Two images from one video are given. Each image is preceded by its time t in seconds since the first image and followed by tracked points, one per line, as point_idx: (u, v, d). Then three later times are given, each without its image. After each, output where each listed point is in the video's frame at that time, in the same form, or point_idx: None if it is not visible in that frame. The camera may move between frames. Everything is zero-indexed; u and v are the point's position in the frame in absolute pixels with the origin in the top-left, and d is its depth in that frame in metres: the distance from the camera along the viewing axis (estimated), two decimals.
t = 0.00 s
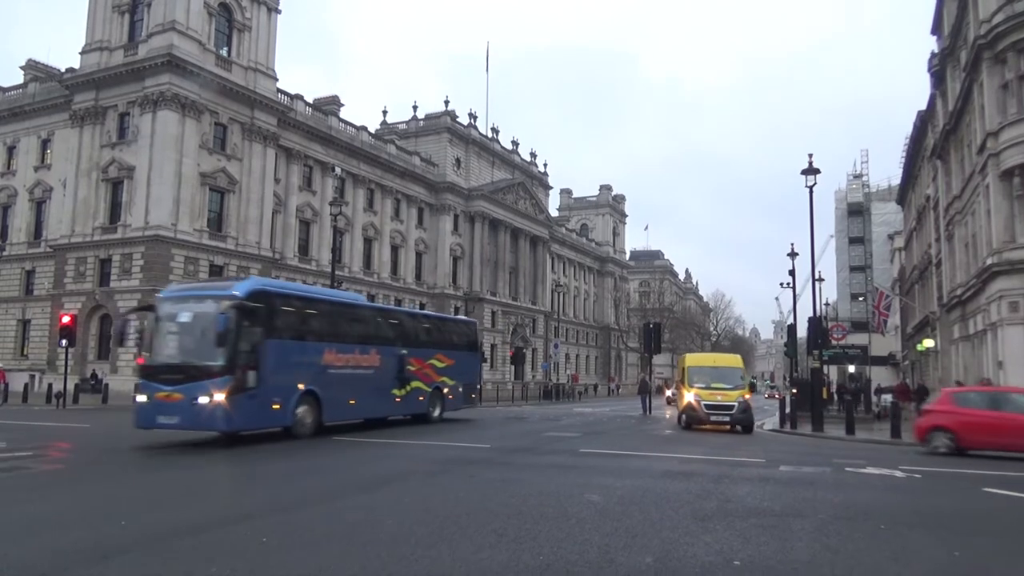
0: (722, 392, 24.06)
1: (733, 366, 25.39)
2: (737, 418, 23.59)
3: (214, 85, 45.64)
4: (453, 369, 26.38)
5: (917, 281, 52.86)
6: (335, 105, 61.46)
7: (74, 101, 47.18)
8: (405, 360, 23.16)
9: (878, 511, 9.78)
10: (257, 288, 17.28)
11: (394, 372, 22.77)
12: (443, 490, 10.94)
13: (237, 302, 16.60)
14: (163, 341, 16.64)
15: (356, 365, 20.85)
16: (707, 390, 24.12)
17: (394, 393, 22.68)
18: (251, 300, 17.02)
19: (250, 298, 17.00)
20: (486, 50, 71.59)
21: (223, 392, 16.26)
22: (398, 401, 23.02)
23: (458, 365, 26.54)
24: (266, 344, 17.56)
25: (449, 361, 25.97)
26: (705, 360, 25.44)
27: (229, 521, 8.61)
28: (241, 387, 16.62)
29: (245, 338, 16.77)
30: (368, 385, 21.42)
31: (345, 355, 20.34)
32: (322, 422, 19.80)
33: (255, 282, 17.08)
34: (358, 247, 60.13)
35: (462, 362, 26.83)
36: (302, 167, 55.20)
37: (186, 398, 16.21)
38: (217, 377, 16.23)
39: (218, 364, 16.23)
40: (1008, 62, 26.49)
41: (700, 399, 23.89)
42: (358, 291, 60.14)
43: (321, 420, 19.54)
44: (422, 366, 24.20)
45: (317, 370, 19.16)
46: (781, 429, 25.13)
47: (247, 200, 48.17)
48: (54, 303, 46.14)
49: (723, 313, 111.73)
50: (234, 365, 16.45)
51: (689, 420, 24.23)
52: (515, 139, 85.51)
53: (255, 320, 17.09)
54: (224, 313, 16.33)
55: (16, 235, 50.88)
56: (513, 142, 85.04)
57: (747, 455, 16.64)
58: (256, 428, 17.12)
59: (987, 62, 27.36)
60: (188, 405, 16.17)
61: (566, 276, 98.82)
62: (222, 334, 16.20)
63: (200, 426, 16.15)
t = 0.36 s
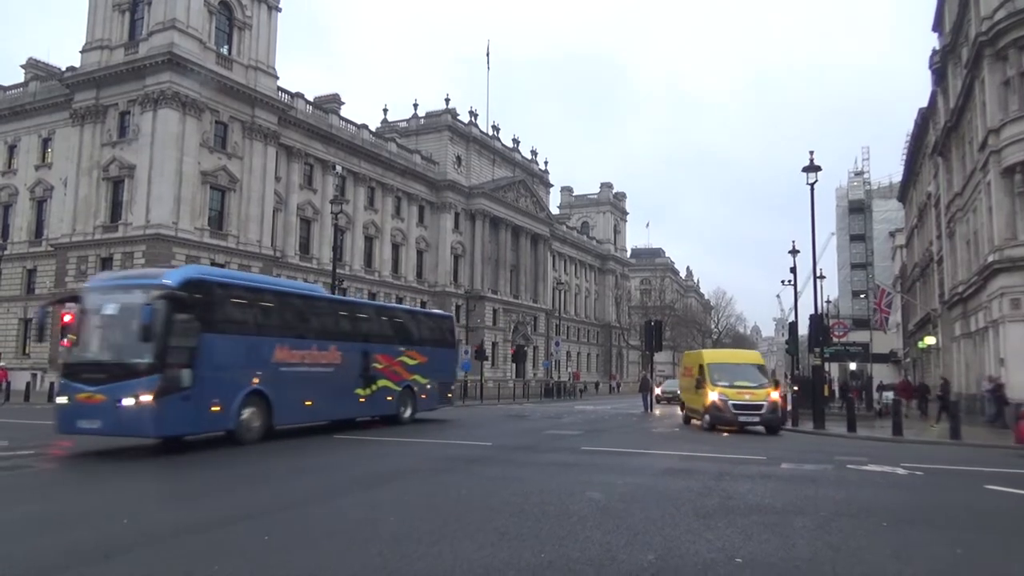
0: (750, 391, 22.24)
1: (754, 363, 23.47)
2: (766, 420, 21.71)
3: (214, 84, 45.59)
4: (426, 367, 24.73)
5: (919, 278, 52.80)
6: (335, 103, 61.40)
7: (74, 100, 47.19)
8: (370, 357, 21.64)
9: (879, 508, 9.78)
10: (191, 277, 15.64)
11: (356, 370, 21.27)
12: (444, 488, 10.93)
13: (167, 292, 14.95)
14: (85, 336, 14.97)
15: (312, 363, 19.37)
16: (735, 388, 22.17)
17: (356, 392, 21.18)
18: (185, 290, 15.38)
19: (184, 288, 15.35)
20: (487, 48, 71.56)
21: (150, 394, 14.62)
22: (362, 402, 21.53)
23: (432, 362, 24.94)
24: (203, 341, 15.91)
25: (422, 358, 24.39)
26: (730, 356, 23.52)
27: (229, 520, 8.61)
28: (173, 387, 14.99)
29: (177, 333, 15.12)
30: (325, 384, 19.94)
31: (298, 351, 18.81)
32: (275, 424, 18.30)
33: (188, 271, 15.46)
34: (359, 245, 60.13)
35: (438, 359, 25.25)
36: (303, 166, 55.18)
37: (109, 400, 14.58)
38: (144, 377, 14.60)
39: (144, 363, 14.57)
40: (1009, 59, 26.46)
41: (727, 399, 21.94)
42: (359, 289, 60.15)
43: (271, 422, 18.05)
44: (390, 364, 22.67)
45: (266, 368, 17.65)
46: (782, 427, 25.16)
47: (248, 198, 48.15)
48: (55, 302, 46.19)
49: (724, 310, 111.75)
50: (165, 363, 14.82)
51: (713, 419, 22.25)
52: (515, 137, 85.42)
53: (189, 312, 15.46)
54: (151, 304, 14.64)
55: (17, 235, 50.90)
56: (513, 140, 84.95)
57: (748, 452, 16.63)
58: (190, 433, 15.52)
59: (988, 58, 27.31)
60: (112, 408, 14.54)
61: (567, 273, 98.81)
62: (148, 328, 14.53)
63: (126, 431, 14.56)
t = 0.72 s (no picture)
0: (791, 390, 20.87)
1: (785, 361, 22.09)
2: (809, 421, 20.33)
3: (214, 81, 45.54)
4: (394, 363, 22.84)
5: (920, 276, 52.75)
6: (335, 100, 61.35)
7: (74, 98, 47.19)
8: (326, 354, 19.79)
9: (879, 505, 9.79)
10: (108, 263, 13.93)
11: (311, 368, 19.43)
12: (444, 486, 10.92)
13: (77, 279, 13.20)
14: None
15: (257, 359, 17.54)
16: (776, 386, 20.69)
17: (311, 392, 19.35)
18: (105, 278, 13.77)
19: (97, 276, 13.59)
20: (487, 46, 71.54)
21: (55, 397, 12.81)
22: (318, 403, 19.73)
23: (400, 357, 23.05)
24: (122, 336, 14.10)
25: (388, 354, 22.50)
26: (761, 353, 22.06)
27: (228, 517, 8.58)
28: (84, 387, 13.21)
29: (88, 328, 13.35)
30: (274, 383, 18.15)
31: (240, 347, 16.97)
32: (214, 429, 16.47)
33: (104, 258, 13.77)
34: (359, 243, 60.13)
35: (407, 354, 23.36)
36: (303, 163, 55.16)
37: (9, 403, 12.75)
38: (47, 377, 12.80)
39: (48, 360, 12.78)
40: (1010, 56, 26.42)
41: (770, 398, 20.44)
42: (359, 287, 60.16)
43: (209, 426, 16.20)
44: (351, 360, 20.82)
45: (201, 367, 15.81)
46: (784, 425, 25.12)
47: (248, 196, 48.14)
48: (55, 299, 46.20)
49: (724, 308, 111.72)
50: (73, 360, 13.01)
51: (752, 420, 20.71)
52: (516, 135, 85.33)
53: (109, 302, 13.77)
54: (55, 294, 12.90)
55: (17, 232, 50.89)
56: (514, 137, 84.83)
57: (749, 450, 16.62)
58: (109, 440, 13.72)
59: (990, 56, 27.26)
60: (12, 413, 12.72)
61: (568, 271, 98.79)
62: (51, 320, 12.72)
63: (29, 438, 12.76)
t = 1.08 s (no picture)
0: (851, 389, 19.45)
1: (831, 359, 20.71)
2: (871, 423, 19.09)
3: (215, 78, 45.52)
4: (357, 360, 21.23)
5: (921, 274, 52.71)
6: (336, 97, 61.30)
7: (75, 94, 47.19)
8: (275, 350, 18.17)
9: (880, 503, 9.80)
10: (15, 246, 12.47)
11: (258, 365, 17.82)
12: (444, 482, 10.97)
13: None
14: None
15: (189, 355, 15.92)
16: (837, 386, 19.25)
17: (256, 391, 17.74)
18: (35, 264, 12.67)
19: None
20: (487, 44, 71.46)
21: None
22: (265, 403, 18.16)
23: (363, 353, 21.44)
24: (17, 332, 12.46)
25: (349, 349, 20.88)
26: (808, 350, 20.56)
27: (228, 514, 8.60)
28: None
29: None
30: (212, 381, 16.54)
31: (168, 342, 15.33)
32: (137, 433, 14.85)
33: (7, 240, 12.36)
34: (360, 240, 60.12)
35: (370, 350, 21.72)
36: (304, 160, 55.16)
37: None
38: None
39: None
40: (1012, 54, 26.37)
41: (835, 400, 19.02)
42: (360, 284, 60.14)
43: (130, 431, 14.59)
44: (304, 356, 19.22)
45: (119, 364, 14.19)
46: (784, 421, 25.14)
47: (248, 192, 48.11)
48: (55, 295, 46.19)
49: (725, 306, 111.66)
50: None
51: (813, 422, 19.25)
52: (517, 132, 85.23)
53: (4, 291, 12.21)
54: None
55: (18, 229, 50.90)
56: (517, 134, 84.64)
57: (750, 448, 16.64)
58: None
59: (992, 54, 27.21)
60: None
61: (568, 269, 98.75)
62: None
63: None
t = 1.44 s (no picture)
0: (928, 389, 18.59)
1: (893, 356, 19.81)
2: (955, 423, 18.30)
3: (215, 76, 45.51)
4: (311, 358, 19.28)
5: (922, 271, 52.67)
6: (336, 95, 61.28)
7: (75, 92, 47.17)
8: (210, 347, 16.20)
9: (880, 501, 9.79)
10: None
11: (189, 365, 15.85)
12: (444, 480, 10.99)
13: None
14: None
15: (103, 355, 13.94)
16: (918, 386, 18.30)
17: (188, 394, 15.79)
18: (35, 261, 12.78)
19: None
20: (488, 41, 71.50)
21: None
22: (199, 407, 16.17)
23: (320, 351, 19.52)
24: None
25: (302, 347, 18.94)
26: (875, 347, 19.46)
27: (226, 512, 8.59)
28: None
29: None
30: (132, 384, 14.54)
31: (74, 340, 13.37)
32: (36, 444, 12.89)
33: None
34: (361, 238, 60.10)
35: (328, 348, 19.79)
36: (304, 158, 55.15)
37: None
38: None
39: None
40: (1013, 51, 26.35)
41: (922, 400, 18.07)
42: (360, 282, 60.12)
43: (27, 442, 12.63)
44: (248, 355, 17.29)
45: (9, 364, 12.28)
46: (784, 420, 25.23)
47: (249, 190, 48.10)
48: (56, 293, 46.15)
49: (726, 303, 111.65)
50: None
51: (898, 423, 18.11)
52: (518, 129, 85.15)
53: None
54: None
55: (19, 227, 50.89)
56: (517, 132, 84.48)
57: (751, 446, 16.62)
58: None
59: (993, 51, 27.18)
60: None
61: (569, 267, 98.71)
62: None
63: None
